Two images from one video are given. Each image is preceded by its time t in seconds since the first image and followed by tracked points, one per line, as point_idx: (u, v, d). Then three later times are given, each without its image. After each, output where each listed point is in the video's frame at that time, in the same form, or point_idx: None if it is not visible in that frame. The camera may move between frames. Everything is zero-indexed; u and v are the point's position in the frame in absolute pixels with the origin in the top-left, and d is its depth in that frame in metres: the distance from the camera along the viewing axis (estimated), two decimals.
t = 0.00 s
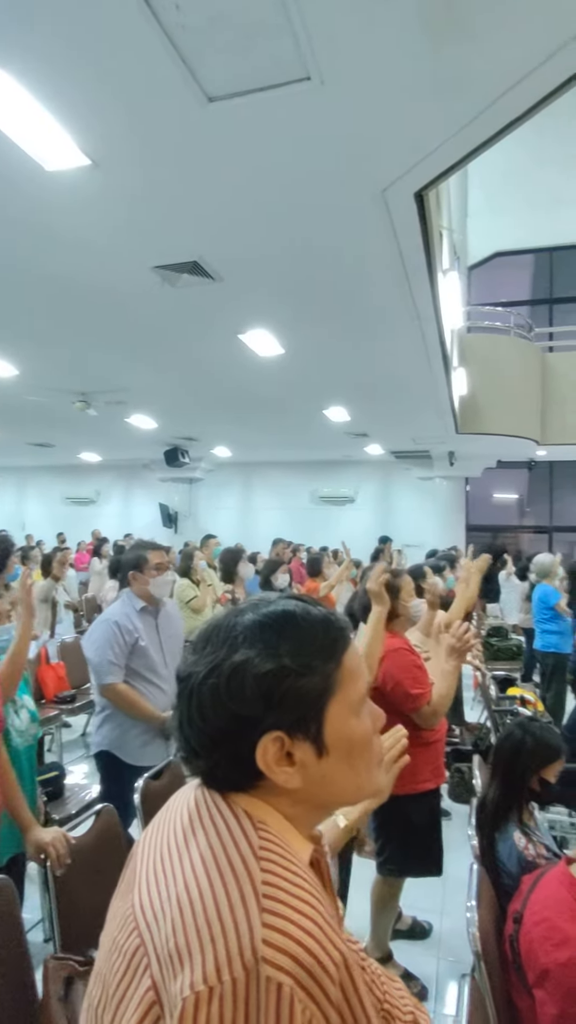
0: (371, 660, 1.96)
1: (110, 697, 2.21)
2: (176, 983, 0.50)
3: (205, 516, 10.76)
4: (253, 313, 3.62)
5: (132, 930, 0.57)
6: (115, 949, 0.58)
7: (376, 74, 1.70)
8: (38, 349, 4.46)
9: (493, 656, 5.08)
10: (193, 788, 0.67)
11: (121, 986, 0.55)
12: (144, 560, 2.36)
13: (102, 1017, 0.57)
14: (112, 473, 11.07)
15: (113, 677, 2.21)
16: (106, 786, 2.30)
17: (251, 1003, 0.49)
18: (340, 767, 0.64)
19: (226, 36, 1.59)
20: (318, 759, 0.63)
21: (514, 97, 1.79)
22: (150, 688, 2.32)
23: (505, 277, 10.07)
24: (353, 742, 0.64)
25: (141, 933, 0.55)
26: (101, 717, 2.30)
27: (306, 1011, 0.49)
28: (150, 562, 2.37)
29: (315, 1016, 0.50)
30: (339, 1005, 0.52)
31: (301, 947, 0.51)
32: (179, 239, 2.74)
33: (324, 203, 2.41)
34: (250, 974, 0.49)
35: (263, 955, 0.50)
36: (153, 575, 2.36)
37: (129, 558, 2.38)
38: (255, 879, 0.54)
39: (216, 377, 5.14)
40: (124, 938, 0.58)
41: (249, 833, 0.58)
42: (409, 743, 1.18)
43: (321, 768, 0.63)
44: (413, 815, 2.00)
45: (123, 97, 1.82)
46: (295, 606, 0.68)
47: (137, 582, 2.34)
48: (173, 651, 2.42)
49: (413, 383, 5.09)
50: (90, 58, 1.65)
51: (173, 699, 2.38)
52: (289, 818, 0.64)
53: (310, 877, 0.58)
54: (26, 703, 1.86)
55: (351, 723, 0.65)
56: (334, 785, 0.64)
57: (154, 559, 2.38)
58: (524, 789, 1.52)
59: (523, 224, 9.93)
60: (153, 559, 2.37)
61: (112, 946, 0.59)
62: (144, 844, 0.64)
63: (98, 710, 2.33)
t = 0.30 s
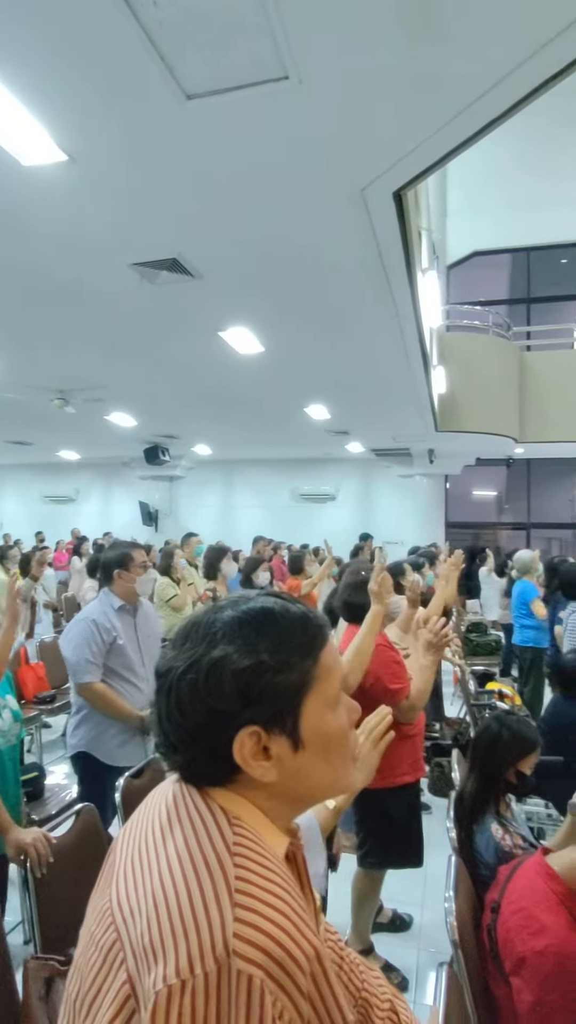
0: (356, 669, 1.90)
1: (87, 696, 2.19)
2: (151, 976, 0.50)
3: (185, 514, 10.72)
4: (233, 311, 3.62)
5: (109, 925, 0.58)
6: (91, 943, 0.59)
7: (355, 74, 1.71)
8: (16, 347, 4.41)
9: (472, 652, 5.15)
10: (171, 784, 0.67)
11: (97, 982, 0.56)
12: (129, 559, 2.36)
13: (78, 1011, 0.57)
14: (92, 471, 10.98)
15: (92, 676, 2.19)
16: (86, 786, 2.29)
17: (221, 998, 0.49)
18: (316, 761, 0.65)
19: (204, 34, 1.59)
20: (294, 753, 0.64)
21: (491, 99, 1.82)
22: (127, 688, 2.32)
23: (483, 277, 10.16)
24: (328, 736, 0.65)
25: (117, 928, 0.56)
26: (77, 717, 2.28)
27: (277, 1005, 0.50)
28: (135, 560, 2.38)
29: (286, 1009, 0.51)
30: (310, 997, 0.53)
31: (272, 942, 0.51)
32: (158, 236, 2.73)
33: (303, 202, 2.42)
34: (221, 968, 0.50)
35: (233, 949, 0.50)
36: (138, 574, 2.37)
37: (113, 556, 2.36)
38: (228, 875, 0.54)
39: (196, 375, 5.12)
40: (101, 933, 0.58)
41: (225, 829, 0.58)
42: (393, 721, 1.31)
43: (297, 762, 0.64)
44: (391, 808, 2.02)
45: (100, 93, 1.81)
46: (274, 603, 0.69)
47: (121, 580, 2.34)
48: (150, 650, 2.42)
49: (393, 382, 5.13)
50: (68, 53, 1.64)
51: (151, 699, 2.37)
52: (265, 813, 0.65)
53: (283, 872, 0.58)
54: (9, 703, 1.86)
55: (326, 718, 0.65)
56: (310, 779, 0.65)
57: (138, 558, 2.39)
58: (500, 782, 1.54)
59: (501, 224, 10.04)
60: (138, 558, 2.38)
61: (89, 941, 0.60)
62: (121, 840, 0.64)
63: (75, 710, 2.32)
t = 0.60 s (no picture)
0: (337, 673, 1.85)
1: (72, 698, 2.18)
2: (131, 976, 0.50)
3: (171, 513, 10.67)
4: (218, 309, 3.61)
5: (91, 925, 0.58)
6: (73, 942, 0.59)
7: (338, 73, 1.71)
8: None
9: (457, 649, 5.19)
10: (153, 783, 0.67)
11: (79, 980, 0.56)
12: (110, 558, 2.35)
13: (60, 1012, 0.57)
14: (76, 471, 10.90)
15: (78, 678, 2.18)
16: (70, 786, 2.28)
17: (201, 997, 0.49)
18: (296, 759, 0.65)
19: (186, 30, 1.58)
20: (274, 752, 0.64)
21: (473, 99, 1.83)
22: (111, 688, 2.30)
23: (466, 276, 10.22)
24: (308, 733, 0.66)
25: (99, 928, 0.56)
26: (61, 718, 2.27)
27: (256, 1003, 0.50)
28: (116, 559, 2.36)
29: (266, 1007, 0.51)
30: (290, 993, 0.53)
31: (252, 941, 0.51)
32: (141, 234, 2.72)
33: (287, 200, 2.42)
34: (202, 967, 0.50)
35: (214, 949, 0.50)
36: (120, 573, 2.36)
37: (94, 556, 2.35)
38: (209, 874, 0.54)
39: (180, 373, 5.10)
40: (82, 932, 0.58)
41: (206, 828, 0.58)
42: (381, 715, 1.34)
43: (277, 761, 0.64)
44: (379, 802, 2.03)
45: (81, 90, 1.79)
46: (253, 601, 0.68)
47: (104, 580, 2.33)
48: (135, 650, 2.41)
49: (377, 381, 5.15)
50: (49, 48, 1.63)
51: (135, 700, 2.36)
52: (247, 812, 0.65)
53: (264, 870, 0.58)
54: None
55: (307, 716, 0.66)
56: (290, 777, 0.65)
57: (120, 557, 2.38)
58: (484, 777, 1.55)
59: (484, 223, 10.09)
60: (119, 557, 2.37)
61: (71, 941, 0.59)
62: (103, 840, 0.64)
63: (58, 712, 2.30)
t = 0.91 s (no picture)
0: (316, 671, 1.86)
1: (57, 699, 2.17)
2: (116, 978, 0.50)
3: (158, 514, 10.63)
4: (204, 310, 3.61)
5: (75, 927, 0.58)
6: (58, 946, 0.58)
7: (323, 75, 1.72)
8: None
9: (444, 648, 5.21)
10: (136, 786, 0.67)
11: (63, 983, 0.56)
12: (92, 559, 2.34)
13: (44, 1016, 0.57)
14: (62, 471, 10.83)
15: (64, 680, 2.16)
16: (56, 790, 2.26)
17: (186, 997, 0.49)
18: (277, 761, 0.65)
19: (171, 31, 1.58)
20: (254, 754, 0.64)
21: (456, 101, 1.84)
22: (98, 689, 2.30)
23: (452, 277, 10.28)
24: (289, 735, 0.66)
25: (84, 931, 0.56)
26: (48, 722, 2.26)
27: (242, 1002, 0.50)
28: (98, 560, 2.36)
29: (251, 1006, 0.51)
30: (274, 991, 0.53)
31: (238, 941, 0.52)
32: (127, 234, 2.71)
33: (273, 201, 2.42)
34: (188, 968, 0.50)
35: (200, 949, 0.50)
36: (103, 574, 2.35)
37: (77, 557, 2.35)
38: (194, 874, 0.55)
39: (167, 373, 5.08)
40: (67, 935, 0.58)
41: (191, 829, 0.58)
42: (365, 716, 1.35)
43: (258, 763, 0.64)
44: (368, 800, 2.03)
45: (65, 89, 1.78)
46: (232, 604, 0.69)
47: (87, 582, 2.33)
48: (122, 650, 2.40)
49: (364, 381, 5.16)
50: (33, 48, 1.62)
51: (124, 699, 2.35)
52: (230, 813, 0.65)
53: (249, 870, 0.59)
54: None
55: (288, 718, 0.66)
56: (272, 778, 0.66)
57: (102, 558, 2.38)
58: (470, 775, 1.56)
59: (470, 224, 10.13)
60: (101, 558, 2.36)
61: (55, 944, 0.59)
62: (87, 842, 0.64)
63: (46, 715, 2.29)
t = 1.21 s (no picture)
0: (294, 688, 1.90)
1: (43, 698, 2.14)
2: (95, 975, 0.49)
3: (145, 514, 10.58)
4: (190, 310, 3.60)
5: (50, 928, 0.56)
6: (33, 948, 0.57)
7: (306, 74, 1.72)
8: None
9: (431, 647, 5.24)
10: (111, 788, 0.66)
11: (39, 985, 0.55)
12: (76, 560, 2.34)
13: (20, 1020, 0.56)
14: (48, 472, 10.75)
15: (55, 680, 2.13)
16: (41, 793, 2.24)
17: (166, 992, 0.49)
18: (253, 759, 0.65)
19: (153, 27, 1.57)
20: (230, 754, 0.64)
21: (440, 99, 1.85)
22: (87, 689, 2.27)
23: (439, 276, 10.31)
24: (266, 734, 0.65)
25: (60, 930, 0.55)
26: (35, 724, 2.23)
27: (221, 993, 0.50)
28: (83, 560, 2.35)
29: (231, 1000, 0.51)
30: (255, 985, 0.53)
31: (218, 932, 0.51)
32: (111, 233, 2.70)
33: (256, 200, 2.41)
34: (168, 962, 0.49)
35: (180, 942, 0.50)
36: (88, 574, 2.35)
37: (61, 558, 2.34)
38: (173, 869, 0.54)
39: (153, 373, 5.06)
40: (42, 935, 0.57)
41: (169, 825, 0.58)
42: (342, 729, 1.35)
43: (234, 762, 0.64)
44: (354, 797, 2.03)
45: (47, 87, 1.77)
46: (206, 603, 0.68)
47: (71, 582, 2.33)
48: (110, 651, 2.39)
49: (351, 381, 5.18)
50: (13, 44, 1.60)
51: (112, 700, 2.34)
52: (207, 813, 0.65)
53: (229, 867, 0.58)
54: None
55: (264, 717, 0.66)
56: (249, 777, 0.65)
57: (86, 558, 2.37)
58: (454, 774, 1.57)
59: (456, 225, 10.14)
60: (86, 558, 2.36)
61: (30, 946, 0.58)
62: (63, 842, 0.63)
63: (33, 717, 2.27)
